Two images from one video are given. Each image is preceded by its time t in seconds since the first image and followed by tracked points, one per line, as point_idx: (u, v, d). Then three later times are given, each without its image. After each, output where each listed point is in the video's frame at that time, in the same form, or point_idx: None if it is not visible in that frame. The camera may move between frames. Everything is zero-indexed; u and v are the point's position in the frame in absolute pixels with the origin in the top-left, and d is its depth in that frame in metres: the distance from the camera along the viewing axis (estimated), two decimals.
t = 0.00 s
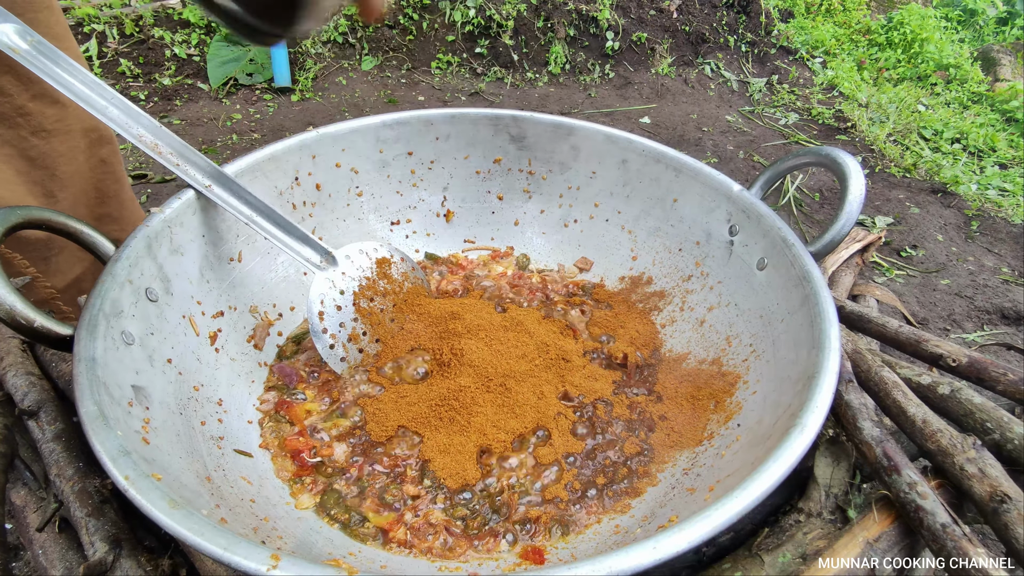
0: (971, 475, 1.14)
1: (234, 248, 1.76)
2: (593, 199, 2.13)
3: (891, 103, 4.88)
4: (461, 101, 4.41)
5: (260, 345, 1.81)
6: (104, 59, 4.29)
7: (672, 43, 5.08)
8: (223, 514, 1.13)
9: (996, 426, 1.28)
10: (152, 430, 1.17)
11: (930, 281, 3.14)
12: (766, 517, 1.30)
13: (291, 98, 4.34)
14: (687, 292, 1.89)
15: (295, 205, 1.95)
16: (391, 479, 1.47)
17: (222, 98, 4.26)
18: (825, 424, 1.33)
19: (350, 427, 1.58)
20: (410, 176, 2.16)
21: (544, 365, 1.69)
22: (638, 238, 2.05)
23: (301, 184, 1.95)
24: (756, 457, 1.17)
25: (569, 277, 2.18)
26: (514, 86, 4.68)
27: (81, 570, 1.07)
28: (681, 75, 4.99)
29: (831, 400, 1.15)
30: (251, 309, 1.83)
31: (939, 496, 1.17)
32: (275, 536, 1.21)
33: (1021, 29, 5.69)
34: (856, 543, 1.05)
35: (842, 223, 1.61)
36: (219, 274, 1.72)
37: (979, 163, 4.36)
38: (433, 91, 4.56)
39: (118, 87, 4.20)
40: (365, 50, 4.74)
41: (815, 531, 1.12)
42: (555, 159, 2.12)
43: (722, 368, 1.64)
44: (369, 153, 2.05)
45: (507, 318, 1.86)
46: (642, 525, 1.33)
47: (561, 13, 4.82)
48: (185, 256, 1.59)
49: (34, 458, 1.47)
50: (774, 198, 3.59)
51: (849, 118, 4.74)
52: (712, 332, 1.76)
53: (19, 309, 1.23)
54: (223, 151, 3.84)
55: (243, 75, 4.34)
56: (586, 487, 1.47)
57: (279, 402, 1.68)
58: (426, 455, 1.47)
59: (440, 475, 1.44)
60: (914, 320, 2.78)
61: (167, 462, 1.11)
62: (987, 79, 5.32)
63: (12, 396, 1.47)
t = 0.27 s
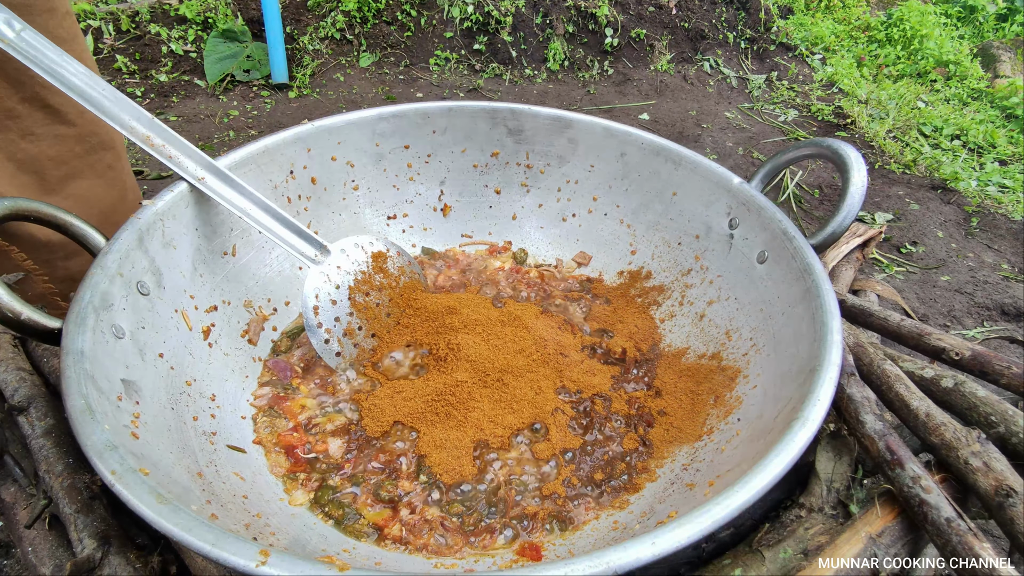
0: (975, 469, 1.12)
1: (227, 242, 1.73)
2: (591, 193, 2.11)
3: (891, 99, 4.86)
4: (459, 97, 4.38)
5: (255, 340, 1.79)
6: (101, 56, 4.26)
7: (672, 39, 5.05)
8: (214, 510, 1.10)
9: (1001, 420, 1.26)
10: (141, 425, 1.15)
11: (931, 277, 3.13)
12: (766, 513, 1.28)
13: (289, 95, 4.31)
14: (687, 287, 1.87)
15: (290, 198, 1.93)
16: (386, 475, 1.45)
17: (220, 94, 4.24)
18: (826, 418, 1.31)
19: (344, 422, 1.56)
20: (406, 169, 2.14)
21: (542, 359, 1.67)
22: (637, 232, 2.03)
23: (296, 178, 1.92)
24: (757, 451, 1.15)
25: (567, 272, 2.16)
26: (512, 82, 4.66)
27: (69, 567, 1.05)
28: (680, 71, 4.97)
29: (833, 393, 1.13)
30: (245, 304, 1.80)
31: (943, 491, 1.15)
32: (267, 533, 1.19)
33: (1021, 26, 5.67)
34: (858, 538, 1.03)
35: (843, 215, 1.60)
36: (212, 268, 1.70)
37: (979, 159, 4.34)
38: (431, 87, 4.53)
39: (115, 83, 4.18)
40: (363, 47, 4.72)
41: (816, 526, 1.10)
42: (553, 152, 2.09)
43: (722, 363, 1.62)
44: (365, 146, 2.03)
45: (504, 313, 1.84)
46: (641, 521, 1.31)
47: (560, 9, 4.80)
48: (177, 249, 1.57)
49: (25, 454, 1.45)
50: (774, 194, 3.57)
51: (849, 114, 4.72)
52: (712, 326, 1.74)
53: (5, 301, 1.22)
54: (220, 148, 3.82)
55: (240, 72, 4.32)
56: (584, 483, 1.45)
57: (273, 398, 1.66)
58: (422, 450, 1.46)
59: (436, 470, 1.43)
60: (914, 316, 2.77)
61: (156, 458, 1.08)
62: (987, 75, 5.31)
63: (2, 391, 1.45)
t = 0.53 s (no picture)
0: (968, 470, 1.10)
1: (215, 240, 1.71)
2: (584, 190, 2.09)
3: (889, 97, 4.85)
4: (455, 94, 4.36)
5: (242, 339, 1.77)
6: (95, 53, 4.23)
7: (670, 36, 5.03)
8: (195, 513, 1.09)
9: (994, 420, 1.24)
10: (122, 427, 1.13)
11: (928, 275, 3.12)
12: (756, 514, 1.26)
13: (283, 92, 4.29)
14: (680, 285, 1.85)
15: (279, 196, 1.91)
16: (373, 476, 1.43)
17: (214, 91, 4.21)
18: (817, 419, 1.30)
19: (332, 423, 1.54)
20: (398, 167, 2.12)
21: (533, 359, 1.65)
22: (630, 229, 2.01)
23: (285, 176, 1.90)
24: (748, 452, 1.13)
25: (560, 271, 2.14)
26: (509, 80, 4.64)
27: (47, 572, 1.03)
28: (678, 69, 4.95)
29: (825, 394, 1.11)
30: (233, 303, 1.79)
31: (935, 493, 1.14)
32: (251, 536, 1.17)
33: (1019, 23, 5.66)
34: (849, 541, 1.02)
35: (837, 213, 1.58)
36: (199, 267, 1.68)
37: (977, 157, 4.32)
38: (427, 85, 4.51)
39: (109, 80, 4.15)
40: (358, 44, 4.69)
41: (807, 529, 1.09)
42: (545, 150, 2.07)
43: (714, 362, 1.61)
44: (356, 143, 2.01)
45: (496, 312, 1.82)
46: (631, 523, 1.29)
47: (557, 6, 4.77)
48: (163, 248, 1.55)
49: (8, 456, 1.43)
50: (771, 192, 3.55)
51: (846, 111, 4.70)
52: (705, 325, 1.72)
53: None
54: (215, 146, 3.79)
55: (235, 69, 4.29)
56: (574, 484, 1.44)
57: (261, 399, 1.64)
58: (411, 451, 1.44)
59: (424, 471, 1.41)
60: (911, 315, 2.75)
61: (136, 460, 1.07)
62: (986, 72, 5.29)
63: None
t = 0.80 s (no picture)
0: (950, 468, 1.10)
1: (201, 239, 1.70)
2: (574, 188, 2.08)
3: (885, 95, 4.84)
4: (450, 92, 4.35)
5: (229, 338, 1.76)
6: (89, 52, 4.21)
7: (665, 35, 5.02)
8: (175, 513, 1.08)
9: (978, 418, 1.24)
10: (101, 427, 1.12)
11: (922, 273, 3.11)
12: (741, 513, 1.26)
13: (278, 91, 4.27)
14: (669, 283, 1.85)
15: (267, 194, 1.90)
16: (357, 476, 1.42)
17: (209, 90, 4.19)
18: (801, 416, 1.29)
19: (316, 423, 1.53)
20: (387, 165, 2.11)
21: (521, 357, 1.64)
22: (620, 227, 2.01)
23: (273, 174, 1.89)
24: (731, 450, 1.13)
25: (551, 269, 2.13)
26: (504, 78, 4.63)
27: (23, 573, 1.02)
28: (674, 67, 4.94)
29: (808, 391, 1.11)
30: (220, 302, 1.78)
31: (917, 491, 1.13)
32: (232, 536, 1.16)
33: (1014, 21, 5.65)
34: (829, 539, 1.01)
35: (824, 210, 1.58)
36: (185, 266, 1.67)
37: (972, 155, 4.32)
38: (422, 83, 4.50)
39: (103, 79, 4.13)
40: (353, 42, 4.68)
41: (789, 527, 1.09)
42: (535, 147, 2.07)
43: (702, 360, 1.60)
44: (344, 141, 2.00)
45: (485, 310, 1.81)
46: (616, 521, 1.29)
47: (552, 4, 4.76)
48: (148, 246, 1.54)
49: None
50: (765, 190, 3.55)
51: (842, 109, 4.70)
52: (693, 323, 1.71)
53: None
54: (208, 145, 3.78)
55: (230, 68, 4.27)
56: (559, 483, 1.44)
57: (247, 398, 1.64)
58: (396, 451, 1.43)
59: (410, 471, 1.40)
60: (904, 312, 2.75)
61: (114, 460, 1.06)
62: (981, 70, 5.29)
63: None
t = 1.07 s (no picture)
0: (924, 467, 1.10)
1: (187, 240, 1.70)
2: (562, 188, 2.08)
3: (878, 94, 4.85)
4: (444, 92, 4.34)
5: (214, 339, 1.76)
6: (82, 51, 4.20)
7: (660, 34, 5.01)
8: (152, 515, 1.08)
9: (955, 417, 1.24)
10: (79, 429, 1.12)
11: (914, 272, 3.12)
12: (720, 512, 1.26)
13: (271, 91, 4.26)
14: (655, 283, 1.85)
15: (252, 195, 1.90)
16: (340, 477, 1.42)
17: (202, 90, 4.18)
18: (781, 415, 1.29)
19: (300, 424, 1.53)
20: (374, 165, 2.11)
21: (510, 361, 1.64)
22: (607, 227, 2.01)
23: (259, 174, 1.89)
24: (709, 450, 1.13)
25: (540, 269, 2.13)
26: (499, 78, 4.62)
27: None
28: (668, 66, 4.94)
29: (785, 392, 1.11)
30: (205, 303, 1.78)
31: (891, 490, 1.14)
32: (211, 537, 1.16)
33: (1009, 20, 5.66)
34: (803, 538, 1.01)
35: (807, 209, 1.58)
36: (170, 267, 1.67)
37: (965, 154, 4.33)
38: (416, 83, 4.49)
39: (95, 79, 4.11)
40: (347, 42, 4.67)
41: (766, 527, 1.09)
42: (522, 147, 2.07)
43: (686, 360, 1.60)
44: (331, 141, 1.99)
45: (472, 311, 1.81)
46: (597, 522, 1.29)
47: (547, 4, 4.75)
48: (131, 248, 1.54)
49: None
50: (758, 189, 3.55)
51: (836, 108, 4.70)
52: (678, 323, 1.72)
53: None
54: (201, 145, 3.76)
55: (223, 67, 4.26)
56: (543, 484, 1.43)
57: (231, 399, 1.63)
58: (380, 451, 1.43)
59: (393, 472, 1.40)
60: (895, 311, 2.76)
61: (91, 462, 1.06)
62: (975, 69, 5.30)
63: None
